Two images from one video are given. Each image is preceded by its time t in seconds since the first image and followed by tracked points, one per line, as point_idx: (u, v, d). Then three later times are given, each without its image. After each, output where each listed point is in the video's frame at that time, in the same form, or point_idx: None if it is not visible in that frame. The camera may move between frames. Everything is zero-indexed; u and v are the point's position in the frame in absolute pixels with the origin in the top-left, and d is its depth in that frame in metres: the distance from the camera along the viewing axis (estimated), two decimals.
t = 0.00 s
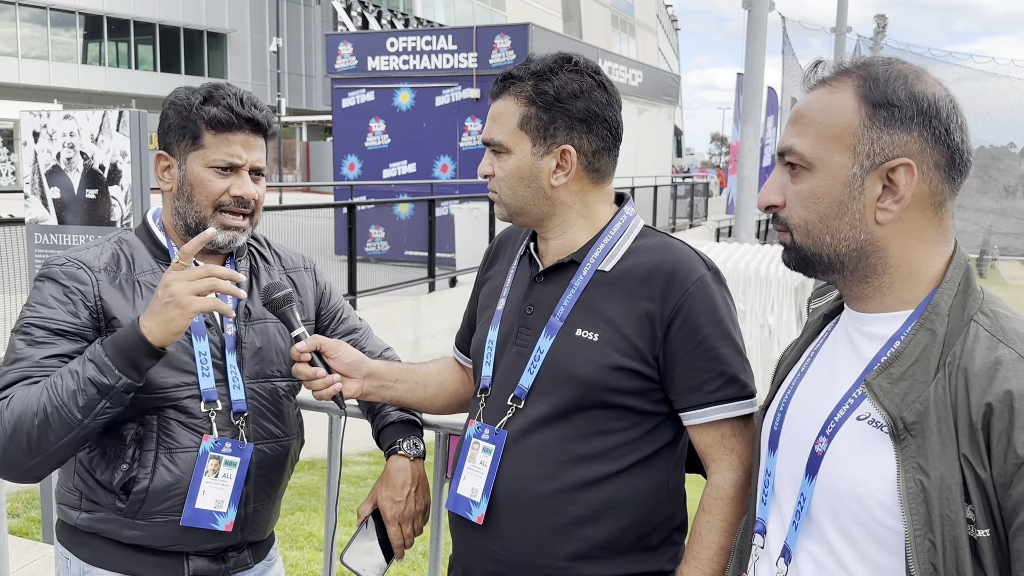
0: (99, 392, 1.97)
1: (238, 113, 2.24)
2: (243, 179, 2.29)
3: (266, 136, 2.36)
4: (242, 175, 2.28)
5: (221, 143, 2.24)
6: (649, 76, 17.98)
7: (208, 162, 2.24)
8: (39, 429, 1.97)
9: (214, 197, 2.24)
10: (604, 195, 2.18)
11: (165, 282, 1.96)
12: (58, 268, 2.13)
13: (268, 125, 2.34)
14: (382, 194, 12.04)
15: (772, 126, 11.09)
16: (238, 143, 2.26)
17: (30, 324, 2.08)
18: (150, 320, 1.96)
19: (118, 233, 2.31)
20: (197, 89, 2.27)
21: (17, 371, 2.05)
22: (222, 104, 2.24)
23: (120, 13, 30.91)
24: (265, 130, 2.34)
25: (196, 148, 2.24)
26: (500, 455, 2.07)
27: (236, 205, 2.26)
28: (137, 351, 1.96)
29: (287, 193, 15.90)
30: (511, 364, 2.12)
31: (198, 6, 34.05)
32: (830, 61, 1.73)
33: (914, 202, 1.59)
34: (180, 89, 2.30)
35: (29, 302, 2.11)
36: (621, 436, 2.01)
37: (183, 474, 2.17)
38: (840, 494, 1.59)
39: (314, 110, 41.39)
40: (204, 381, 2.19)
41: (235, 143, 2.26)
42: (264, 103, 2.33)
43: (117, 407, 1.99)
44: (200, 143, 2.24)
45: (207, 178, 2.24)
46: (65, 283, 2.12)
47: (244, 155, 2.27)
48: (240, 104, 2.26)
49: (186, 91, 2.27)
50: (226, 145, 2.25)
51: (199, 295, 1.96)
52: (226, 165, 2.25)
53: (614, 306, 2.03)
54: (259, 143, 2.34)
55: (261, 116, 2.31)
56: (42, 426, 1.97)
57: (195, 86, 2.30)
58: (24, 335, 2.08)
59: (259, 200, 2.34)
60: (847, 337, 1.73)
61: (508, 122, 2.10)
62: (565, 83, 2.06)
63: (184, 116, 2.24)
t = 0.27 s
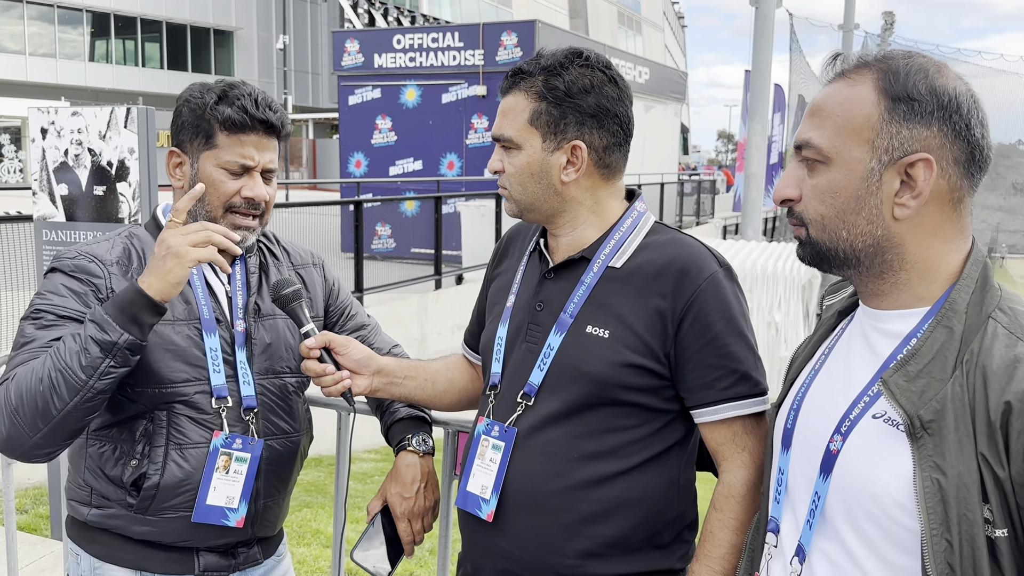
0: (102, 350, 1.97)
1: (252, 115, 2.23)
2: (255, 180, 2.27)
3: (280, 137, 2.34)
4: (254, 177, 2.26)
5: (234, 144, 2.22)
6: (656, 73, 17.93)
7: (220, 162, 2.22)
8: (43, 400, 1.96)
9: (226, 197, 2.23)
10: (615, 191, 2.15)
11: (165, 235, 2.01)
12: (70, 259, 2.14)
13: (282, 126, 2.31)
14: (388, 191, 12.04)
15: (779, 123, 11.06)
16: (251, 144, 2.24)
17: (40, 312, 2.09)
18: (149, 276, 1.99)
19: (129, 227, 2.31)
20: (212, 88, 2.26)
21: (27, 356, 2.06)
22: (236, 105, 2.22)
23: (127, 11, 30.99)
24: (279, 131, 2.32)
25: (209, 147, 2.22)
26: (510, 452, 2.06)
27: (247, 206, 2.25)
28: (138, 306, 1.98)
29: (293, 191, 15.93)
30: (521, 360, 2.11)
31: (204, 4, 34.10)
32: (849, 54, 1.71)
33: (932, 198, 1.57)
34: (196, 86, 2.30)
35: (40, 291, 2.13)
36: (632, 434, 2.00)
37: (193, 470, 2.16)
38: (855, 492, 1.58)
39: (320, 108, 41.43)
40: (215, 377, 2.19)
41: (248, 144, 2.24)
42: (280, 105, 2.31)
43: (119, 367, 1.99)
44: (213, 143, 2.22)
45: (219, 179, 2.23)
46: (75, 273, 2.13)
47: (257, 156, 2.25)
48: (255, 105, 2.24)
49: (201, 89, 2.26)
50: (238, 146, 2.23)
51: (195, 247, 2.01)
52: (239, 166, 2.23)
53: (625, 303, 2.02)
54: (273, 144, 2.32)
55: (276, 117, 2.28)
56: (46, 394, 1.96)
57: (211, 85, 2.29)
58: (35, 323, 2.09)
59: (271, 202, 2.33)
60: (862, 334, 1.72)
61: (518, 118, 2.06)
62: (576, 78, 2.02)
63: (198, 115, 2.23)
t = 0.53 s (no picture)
0: (126, 357, 1.97)
1: (267, 122, 2.22)
2: (268, 188, 2.27)
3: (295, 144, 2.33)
4: (268, 184, 2.26)
5: (248, 151, 2.22)
6: (665, 70, 17.86)
7: (235, 168, 2.22)
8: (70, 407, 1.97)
9: (238, 203, 2.24)
10: (629, 187, 2.12)
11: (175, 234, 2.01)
12: (82, 259, 2.12)
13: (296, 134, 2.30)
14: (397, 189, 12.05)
15: (788, 121, 11.01)
16: (265, 151, 2.24)
17: (56, 314, 2.07)
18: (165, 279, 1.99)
19: (141, 224, 2.30)
20: (228, 92, 2.25)
21: (49, 361, 2.06)
22: (251, 112, 2.21)
23: (137, 10, 31.12)
24: (295, 139, 2.31)
25: (223, 153, 2.22)
26: (522, 450, 2.05)
27: (259, 213, 2.26)
28: (157, 310, 1.99)
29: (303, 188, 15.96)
30: (533, 358, 2.10)
31: (214, 2, 34.18)
32: (870, 50, 1.69)
33: (953, 196, 1.55)
34: (212, 88, 2.29)
35: (54, 293, 2.11)
36: (645, 432, 1.99)
37: (206, 466, 2.16)
38: (874, 493, 1.56)
39: (329, 106, 41.50)
40: (228, 374, 2.19)
41: (262, 152, 2.24)
42: (296, 112, 2.30)
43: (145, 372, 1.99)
44: (227, 148, 2.22)
45: (232, 185, 2.23)
46: (89, 272, 2.11)
47: (271, 164, 2.25)
48: (270, 113, 2.23)
49: (216, 93, 2.25)
50: (253, 153, 2.23)
51: (205, 244, 2.01)
52: (253, 174, 2.23)
53: (639, 301, 2.00)
54: (288, 151, 2.32)
55: (291, 125, 2.28)
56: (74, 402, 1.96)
57: (228, 88, 2.28)
58: (52, 325, 2.08)
59: (284, 208, 2.33)
60: (881, 333, 1.70)
61: (532, 115, 2.02)
62: (589, 74, 1.98)
63: (213, 120, 2.22)
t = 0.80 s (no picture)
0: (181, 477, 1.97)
1: (279, 105, 2.23)
2: (286, 170, 2.29)
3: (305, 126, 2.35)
4: (286, 166, 2.28)
5: (264, 136, 2.23)
6: (680, 68, 17.77)
7: (251, 154, 2.23)
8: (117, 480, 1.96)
9: (259, 188, 2.24)
10: (646, 185, 2.10)
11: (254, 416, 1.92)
12: (98, 267, 2.09)
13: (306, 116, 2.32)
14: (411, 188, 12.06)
15: (804, 119, 10.91)
16: (280, 134, 2.25)
17: (75, 329, 2.03)
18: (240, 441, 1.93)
19: (156, 226, 2.29)
20: (235, 81, 2.25)
21: (72, 383, 2.01)
22: (263, 97, 2.22)
23: (152, 10, 31.32)
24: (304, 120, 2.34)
25: (239, 141, 2.23)
26: (538, 450, 2.04)
27: (281, 196, 2.27)
28: (222, 463, 1.96)
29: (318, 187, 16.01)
30: (549, 357, 2.08)
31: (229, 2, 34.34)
32: (892, 46, 1.66)
33: (981, 195, 1.53)
34: (216, 82, 2.28)
35: (71, 306, 2.07)
36: (663, 432, 1.98)
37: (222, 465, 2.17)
38: (899, 495, 1.53)
39: (343, 105, 41.62)
40: (243, 374, 2.18)
41: (277, 135, 2.25)
42: (303, 93, 2.32)
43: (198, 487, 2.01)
44: (242, 136, 2.22)
45: (251, 172, 2.23)
46: (106, 282, 2.08)
47: (286, 147, 2.27)
48: (281, 96, 2.25)
49: (222, 85, 2.25)
50: (268, 137, 2.24)
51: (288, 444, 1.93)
52: (270, 157, 2.24)
53: (657, 300, 1.98)
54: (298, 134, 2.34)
55: (301, 106, 2.30)
56: (120, 478, 1.96)
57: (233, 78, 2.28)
58: (71, 341, 2.03)
59: (301, 190, 2.35)
60: (906, 333, 1.67)
61: (548, 113, 2.00)
62: (607, 72, 1.95)
63: (224, 109, 2.23)
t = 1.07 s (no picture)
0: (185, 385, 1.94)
1: (294, 103, 2.20)
2: (304, 168, 2.24)
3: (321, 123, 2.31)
4: (303, 165, 2.24)
5: (281, 135, 2.20)
6: (701, 66, 17.63)
7: (269, 155, 2.20)
8: (128, 422, 1.95)
9: (279, 188, 2.21)
10: (668, 183, 2.06)
11: (237, 281, 1.90)
12: (120, 259, 2.13)
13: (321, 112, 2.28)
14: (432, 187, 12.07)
15: (827, 117, 10.77)
16: (296, 133, 2.22)
17: (98, 315, 2.08)
18: (229, 311, 1.93)
19: (178, 223, 2.30)
20: (249, 80, 2.22)
21: (95, 363, 2.05)
22: (277, 96, 2.19)
23: (176, 11, 31.63)
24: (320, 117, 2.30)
25: (256, 142, 2.19)
26: (558, 451, 2.00)
27: (300, 195, 2.24)
28: (220, 346, 1.94)
29: (339, 186, 16.09)
30: (569, 357, 2.05)
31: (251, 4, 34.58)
32: (923, 39, 1.61)
33: (1016, 191, 1.48)
34: (229, 80, 2.25)
35: (94, 294, 2.11)
36: (685, 434, 1.94)
37: (241, 464, 2.16)
38: (931, 499, 1.48)
39: (364, 105, 41.79)
40: (263, 372, 2.18)
41: (293, 134, 2.21)
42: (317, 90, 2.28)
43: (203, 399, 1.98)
44: (259, 137, 2.19)
45: (270, 172, 2.20)
46: (127, 270, 2.11)
47: (303, 145, 2.23)
48: (295, 94, 2.21)
49: (236, 84, 2.22)
50: (284, 137, 2.20)
51: (267, 288, 1.91)
52: (287, 156, 2.21)
53: (679, 299, 1.94)
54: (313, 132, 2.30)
55: (317, 102, 2.26)
56: (131, 416, 1.94)
57: (245, 77, 2.25)
58: (95, 326, 2.08)
59: (318, 188, 2.32)
60: (937, 333, 1.62)
61: (568, 109, 1.97)
62: (628, 67, 1.91)
63: (240, 109, 2.20)
